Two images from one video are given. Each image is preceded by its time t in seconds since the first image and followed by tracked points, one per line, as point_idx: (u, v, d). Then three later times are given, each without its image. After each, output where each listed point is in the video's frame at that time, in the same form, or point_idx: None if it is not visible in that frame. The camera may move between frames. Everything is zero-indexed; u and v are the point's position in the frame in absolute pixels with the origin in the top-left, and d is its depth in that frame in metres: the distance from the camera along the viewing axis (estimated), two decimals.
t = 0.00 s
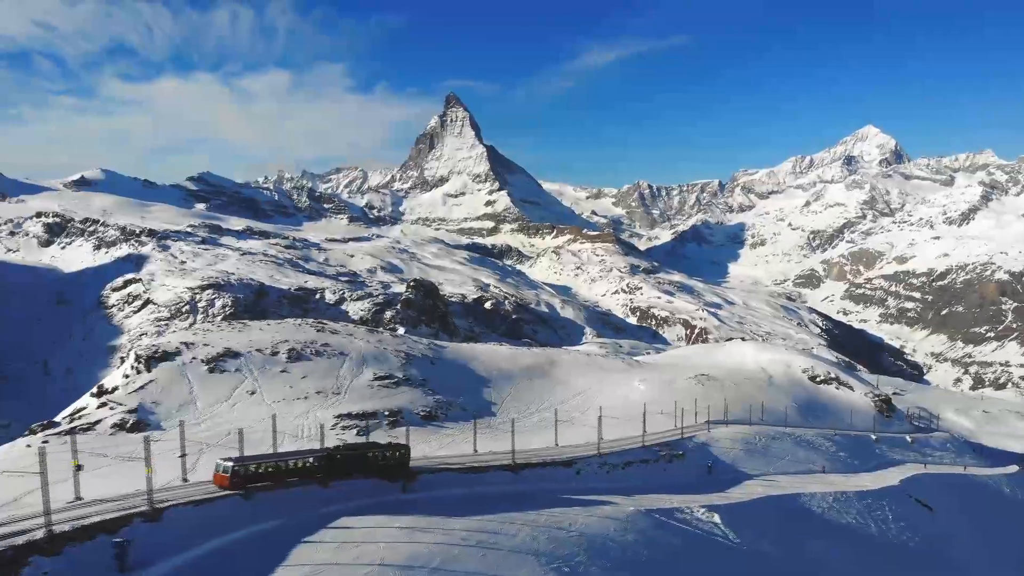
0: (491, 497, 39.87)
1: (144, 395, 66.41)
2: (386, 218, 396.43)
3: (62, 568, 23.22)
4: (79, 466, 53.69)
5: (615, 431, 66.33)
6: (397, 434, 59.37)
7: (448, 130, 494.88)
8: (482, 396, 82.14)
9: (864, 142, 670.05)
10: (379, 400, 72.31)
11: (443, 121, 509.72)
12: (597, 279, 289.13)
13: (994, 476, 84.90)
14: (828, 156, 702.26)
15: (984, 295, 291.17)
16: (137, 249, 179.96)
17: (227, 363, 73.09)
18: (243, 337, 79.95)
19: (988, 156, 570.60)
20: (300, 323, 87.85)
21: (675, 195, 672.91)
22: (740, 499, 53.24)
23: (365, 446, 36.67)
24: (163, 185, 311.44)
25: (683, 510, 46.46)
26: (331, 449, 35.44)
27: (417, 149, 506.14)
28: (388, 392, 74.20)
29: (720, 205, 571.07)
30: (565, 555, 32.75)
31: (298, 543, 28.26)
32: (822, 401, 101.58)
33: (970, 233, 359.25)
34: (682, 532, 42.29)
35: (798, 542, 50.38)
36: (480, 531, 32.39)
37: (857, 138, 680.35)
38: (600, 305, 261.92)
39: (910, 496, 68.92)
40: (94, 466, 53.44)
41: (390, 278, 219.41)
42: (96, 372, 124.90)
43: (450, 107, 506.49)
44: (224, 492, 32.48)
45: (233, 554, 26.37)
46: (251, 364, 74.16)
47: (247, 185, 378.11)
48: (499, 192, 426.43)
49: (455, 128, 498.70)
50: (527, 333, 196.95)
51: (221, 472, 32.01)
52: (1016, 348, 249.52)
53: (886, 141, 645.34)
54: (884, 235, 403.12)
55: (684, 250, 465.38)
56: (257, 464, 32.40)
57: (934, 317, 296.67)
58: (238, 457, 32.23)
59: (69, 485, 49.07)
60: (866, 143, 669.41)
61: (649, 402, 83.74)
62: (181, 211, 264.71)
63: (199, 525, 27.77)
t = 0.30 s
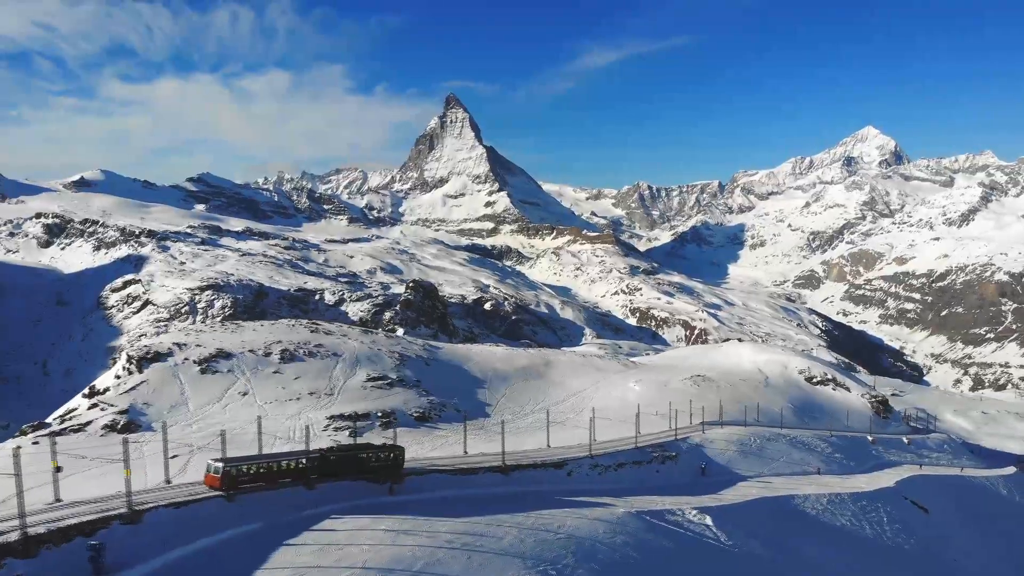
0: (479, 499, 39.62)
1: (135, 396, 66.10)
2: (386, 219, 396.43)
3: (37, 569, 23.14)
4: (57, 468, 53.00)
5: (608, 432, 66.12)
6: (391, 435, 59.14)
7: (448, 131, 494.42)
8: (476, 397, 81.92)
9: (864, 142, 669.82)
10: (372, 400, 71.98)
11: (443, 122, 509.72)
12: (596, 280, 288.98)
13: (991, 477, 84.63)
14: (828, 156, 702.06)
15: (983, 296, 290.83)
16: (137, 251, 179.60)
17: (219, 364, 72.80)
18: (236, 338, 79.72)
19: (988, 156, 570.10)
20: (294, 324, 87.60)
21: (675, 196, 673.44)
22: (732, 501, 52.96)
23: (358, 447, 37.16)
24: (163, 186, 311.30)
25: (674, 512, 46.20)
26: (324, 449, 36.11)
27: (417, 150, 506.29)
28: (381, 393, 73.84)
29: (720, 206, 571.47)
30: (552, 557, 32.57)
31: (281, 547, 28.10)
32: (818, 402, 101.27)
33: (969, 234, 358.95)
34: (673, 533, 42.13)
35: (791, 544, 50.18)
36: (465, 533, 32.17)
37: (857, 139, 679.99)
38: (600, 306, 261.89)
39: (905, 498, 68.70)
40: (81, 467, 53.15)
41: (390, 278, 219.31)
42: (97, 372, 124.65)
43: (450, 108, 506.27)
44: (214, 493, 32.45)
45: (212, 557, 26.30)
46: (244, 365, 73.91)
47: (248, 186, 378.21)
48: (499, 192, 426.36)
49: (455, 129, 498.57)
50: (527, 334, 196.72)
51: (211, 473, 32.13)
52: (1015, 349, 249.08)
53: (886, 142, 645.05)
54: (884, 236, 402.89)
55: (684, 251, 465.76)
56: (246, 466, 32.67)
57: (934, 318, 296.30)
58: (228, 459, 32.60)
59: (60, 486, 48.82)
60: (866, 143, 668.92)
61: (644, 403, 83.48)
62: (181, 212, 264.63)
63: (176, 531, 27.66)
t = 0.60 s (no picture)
0: (465, 500, 39.34)
1: (125, 397, 65.81)
2: (386, 220, 396.22)
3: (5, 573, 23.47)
4: (32, 469, 52.13)
5: (599, 433, 65.82)
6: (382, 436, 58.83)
7: (448, 131, 493.63)
8: (469, 397, 81.57)
9: (863, 143, 669.50)
10: (364, 401, 71.59)
11: (443, 123, 509.46)
12: (596, 281, 288.60)
13: (987, 479, 84.24)
14: (828, 157, 701.57)
15: (983, 296, 290.58)
16: (136, 251, 179.35)
17: (209, 364, 72.48)
18: (228, 338, 79.41)
19: (988, 157, 569.67)
20: (286, 324, 87.24)
21: (675, 197, 673.59)
22: (723, 503, 52.58)
23: (350, 447, 37.23)
24: (162, 187, 311.20)
25: (663, 514, 45.81)
26: (316, 450, 36.24)
27: (416, 151, 506.13)
28: (372, 394, 73.43)
29: (720, 207, 571.53)
30: (536, 560, 32.19)
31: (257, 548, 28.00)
32: (813, 404, 100.81)
33: (969, 235, 358.50)
34: (662, 536, 41.69)
35: (783, 546, 49.78)
36: (447, 535, 31.85)
37: (858, 140, 679.52)
38: (599, 306, 261.67)
39: (899, 500, 68.34)
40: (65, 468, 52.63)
41: (389, 279, 219.11)
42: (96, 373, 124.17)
43: (450, 109, 506.10)
44: (203, 494, 32.72)
45: (184, 561, 26.41)
46: (234, 365, 73.52)
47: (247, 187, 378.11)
48: (499, 193, 425.91)
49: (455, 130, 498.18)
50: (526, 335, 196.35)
51: (200, 472, 32.75)
52: (1015, 350, 248.55)
53: (886, 143, 644.80)
54: (884, 237, 402.59)
55: (683, 252, 465.98)
56: (236, 466, 32.99)
57: (934, 319, 295.83)
58: (216, 460, 32.94)
59: (49, 487, 48.57)
60: (866, 144, 668.57)
61: (638, 404, 83.08)
62: (180, 213, 264.46)
63: (149, 534, 27.85)
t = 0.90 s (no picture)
0: (452, 502, 39.08)
1: (116, 397, 65.54)
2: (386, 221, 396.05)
3: None
4: (21, 470, 51.86)
5: (592, 434, 65.54)
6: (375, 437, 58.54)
7: (448, 132, 493.54)
8: (463, 398, 81.30)
9: (863, 144, 669.34)
10: (356, 402, 71.34)
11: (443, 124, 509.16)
12: (596, 281, 288.35)
13: (984, 480, 83.95)
14: (828, 158, 701.28)
15: (983, 297, 290.43)
16: (136, 252, 179.12)
17: (201, 365, 72.20)
18: (220, 338, 79.14)
19: (988, 158, 569.59)
20: (280, 325, 86.92)
21: (674, 198, 673.60)
22: (716, 504, 52.30)
23: (344, 449, 37.05)
24: (162, 188, 311.09)
25: (654, 516, 45.49)
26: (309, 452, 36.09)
27: (416, 152, 506.01)
28: (365, 394, 73.11)
29: (720, 208, 571.30)
30: (520, 562, 31.99)
31: (242, 553, 27.77)
32: (809, 405, 100.49)
33: (968, 236, 358.17)
34: (651, 538, 41.41)
35: (775, 549, 49.51)
36: (432, 537, 31.59)
37: (858, 141, 679.46)
38: (599, 307, 261.51)
39: (895, 501, 68.06)
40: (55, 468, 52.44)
41: (388, 280, 218.84)
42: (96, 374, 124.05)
43: (450, 110, 505.91)
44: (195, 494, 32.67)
45: (162, 561, 26.32)
46: (226, 366, 73.24)
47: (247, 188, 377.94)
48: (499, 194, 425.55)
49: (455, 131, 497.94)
50: (526, 335, 196.04)
51: (190, 473, 32.65)
52: (1015, 351, 248.36)
53: (886, 144, 644.78)
54: (884, 238, 402.38)
55: (683, 253, 466.00)
56: (230, 466, 32.90)
57: (933, 320, 295.68)
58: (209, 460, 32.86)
59: (38, 488, 48.30)
60: (866, 145, 668.48)
61: (632, 405, 82.78)
62: (180, 213, 264.18)
63: (128, 536, 27.82)
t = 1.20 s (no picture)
0: (439, 504, 38.75)
1: (107, 398, 65.35)
2: (386, 222, 395.80)
3: None
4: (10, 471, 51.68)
5: (585, 435, 65.22)
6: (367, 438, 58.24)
7: (448, 133, 493.23)
8: (457, 399, 80.90)
9: (863, 145, 669.49)
10: (348, 403, 71.03)
11: (443, 124, 508.29)
12: (596, 282, 288.23)
13: (980, 481, 83.75)
14: (828, 159, 701.01)
15: (983, 298, 290.31)
16: (135, 253, 178.94)
17: (193, 366, 71.95)
18: (213, 339, 78.89)
19: (988, 159, 569.48)
20: (273, 326, 86.57)
21: (674, 198, 673.59)
22: (708, 506, 52.01)
23: (338, 450, 37.45)
24: (162, 189, 311.01)
25: (644, 518, 45.17)
26: (303, 453, 36.41)
27: (416, 153, 506.01)
28: (358, 396, 72.74)
29: (721, 209, 571.15)
30: (506, 565, 31.83)
31: (224, 558, 27.47)
32: (805, 406, 100.16)
33: (968, 237, 358.04)
34: (641, 539, 41.17)
35: (768, 550, 49.22)
36: (416, 540, 31.35)
37: (857, 142, 679.61)
38: (599, 308, 261.38)
39: (890, 503, 67.76)
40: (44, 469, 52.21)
41: (388, 281, 218.56)
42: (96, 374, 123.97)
43: (450, 111, 505.70)
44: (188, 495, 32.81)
45: (139, 564, 26.20)
46: (218, 366, 72.95)
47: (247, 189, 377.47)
48: (499, 195, 425.34)
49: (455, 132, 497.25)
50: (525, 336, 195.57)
51: (183, 474, 32.96)
52: (1015, 352, 248.16)
53: (886, 145, 645.09)
54: (883, 239, 402.15)
55: (684, 254, 465.94)
56: (222, 466, 33.20)
57: (933, 321, 295.54)
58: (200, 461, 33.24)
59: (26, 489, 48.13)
60: (866, 146, 668.49)
61: (627, 406, 82.30)
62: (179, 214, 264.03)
63: (105, 539, 27.72)
